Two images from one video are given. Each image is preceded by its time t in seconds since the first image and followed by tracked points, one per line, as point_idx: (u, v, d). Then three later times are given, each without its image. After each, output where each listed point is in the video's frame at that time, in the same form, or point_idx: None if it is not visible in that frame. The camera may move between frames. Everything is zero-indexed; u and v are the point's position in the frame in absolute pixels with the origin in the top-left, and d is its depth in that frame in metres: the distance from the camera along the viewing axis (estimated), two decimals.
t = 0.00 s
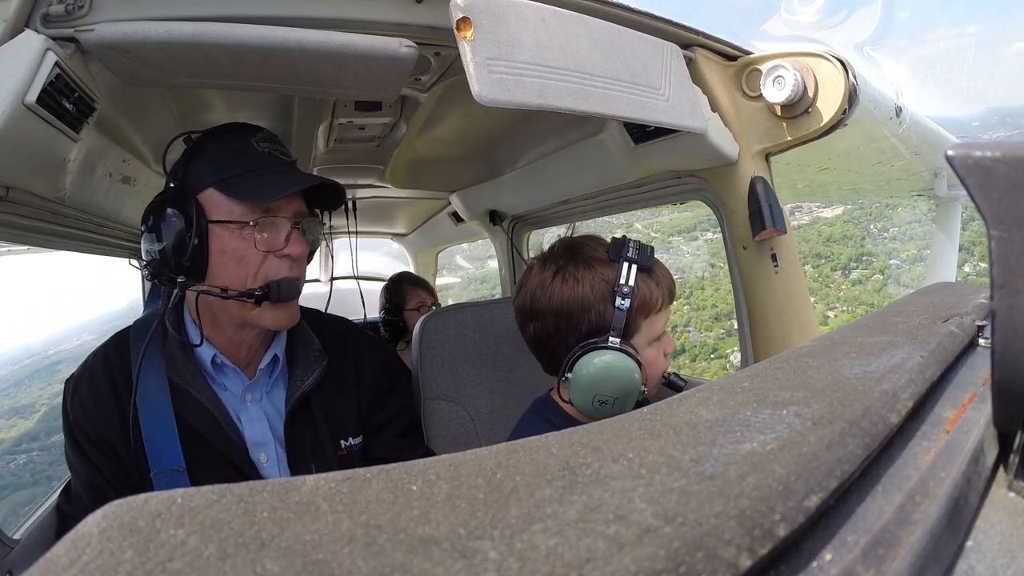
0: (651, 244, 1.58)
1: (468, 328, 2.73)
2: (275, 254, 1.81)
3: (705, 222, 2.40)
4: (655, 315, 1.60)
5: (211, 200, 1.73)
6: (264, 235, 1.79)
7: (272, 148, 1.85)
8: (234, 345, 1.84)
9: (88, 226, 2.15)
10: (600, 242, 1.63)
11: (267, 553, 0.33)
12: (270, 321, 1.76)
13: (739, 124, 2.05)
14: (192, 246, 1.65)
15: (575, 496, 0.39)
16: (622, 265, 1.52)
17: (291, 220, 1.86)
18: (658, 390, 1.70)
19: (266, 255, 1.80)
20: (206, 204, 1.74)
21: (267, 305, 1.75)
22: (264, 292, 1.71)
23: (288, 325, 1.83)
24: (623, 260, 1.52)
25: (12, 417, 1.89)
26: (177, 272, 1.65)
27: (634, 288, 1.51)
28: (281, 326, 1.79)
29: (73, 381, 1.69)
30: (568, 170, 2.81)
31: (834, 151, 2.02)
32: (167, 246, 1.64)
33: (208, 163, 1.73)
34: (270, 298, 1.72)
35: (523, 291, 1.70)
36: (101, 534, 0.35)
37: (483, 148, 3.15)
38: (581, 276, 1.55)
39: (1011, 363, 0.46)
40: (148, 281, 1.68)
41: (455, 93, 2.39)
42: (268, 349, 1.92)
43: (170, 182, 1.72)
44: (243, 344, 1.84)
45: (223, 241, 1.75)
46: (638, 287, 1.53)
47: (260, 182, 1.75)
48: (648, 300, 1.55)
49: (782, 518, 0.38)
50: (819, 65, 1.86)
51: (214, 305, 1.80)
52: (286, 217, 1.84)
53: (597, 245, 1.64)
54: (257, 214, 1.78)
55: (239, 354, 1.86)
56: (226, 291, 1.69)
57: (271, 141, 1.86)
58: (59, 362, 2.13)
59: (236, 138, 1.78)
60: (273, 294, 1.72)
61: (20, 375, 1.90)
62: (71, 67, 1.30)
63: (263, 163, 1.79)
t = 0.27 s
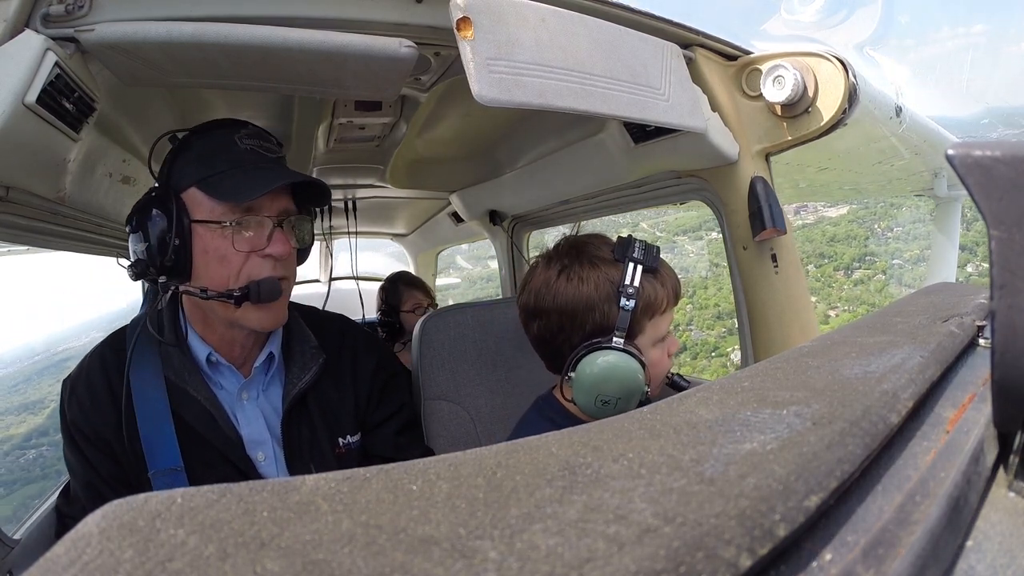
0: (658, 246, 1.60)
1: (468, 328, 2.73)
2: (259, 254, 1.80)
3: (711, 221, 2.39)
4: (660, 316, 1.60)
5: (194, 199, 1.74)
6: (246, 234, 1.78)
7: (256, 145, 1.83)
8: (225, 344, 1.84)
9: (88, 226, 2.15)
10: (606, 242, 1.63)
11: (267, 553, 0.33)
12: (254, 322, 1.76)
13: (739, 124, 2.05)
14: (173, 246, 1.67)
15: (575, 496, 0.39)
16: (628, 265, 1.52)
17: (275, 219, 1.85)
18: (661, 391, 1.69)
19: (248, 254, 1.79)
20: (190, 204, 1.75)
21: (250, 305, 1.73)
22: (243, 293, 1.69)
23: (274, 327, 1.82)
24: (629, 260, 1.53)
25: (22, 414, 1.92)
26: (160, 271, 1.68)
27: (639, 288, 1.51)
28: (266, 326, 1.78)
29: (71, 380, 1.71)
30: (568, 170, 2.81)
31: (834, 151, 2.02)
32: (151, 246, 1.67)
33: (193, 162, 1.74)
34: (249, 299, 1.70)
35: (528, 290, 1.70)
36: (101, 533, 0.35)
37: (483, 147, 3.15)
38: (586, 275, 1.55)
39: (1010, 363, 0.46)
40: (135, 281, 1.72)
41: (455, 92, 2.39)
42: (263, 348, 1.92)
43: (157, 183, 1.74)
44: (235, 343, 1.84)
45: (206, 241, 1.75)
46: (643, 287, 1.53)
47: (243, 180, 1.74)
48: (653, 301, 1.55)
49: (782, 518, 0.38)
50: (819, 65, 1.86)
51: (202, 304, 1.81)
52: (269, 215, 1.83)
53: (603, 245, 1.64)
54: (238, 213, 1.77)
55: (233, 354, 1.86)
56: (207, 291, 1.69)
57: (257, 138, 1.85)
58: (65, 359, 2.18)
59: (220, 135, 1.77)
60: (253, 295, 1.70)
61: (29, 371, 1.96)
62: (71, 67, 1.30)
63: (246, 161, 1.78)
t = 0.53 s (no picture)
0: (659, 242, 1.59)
1: (468, 328, 2.73)
2: (265, 250, 1.81)
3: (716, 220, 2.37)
4: (661, 309, 1.60)
5: (197, 199, 1.74)
6: (252, 232, 1.79)
7: (258, 144, 1.83)
8: (230, 341, 1.84)
9: (88, 226, 2.15)
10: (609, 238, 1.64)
11: (267, 553, 0.33)
12: (264, 316, 1.76)
13: (739, 124, 2.05)
14: (180, 246, 1.66)
15: (575, 496, 0.39)
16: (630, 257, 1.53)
17: (280, 215, 1.86)
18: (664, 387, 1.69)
19: (254, 252, 1.79)
20: (193, 204, 1.74)
21: (258, 301, 1.74)
22: (253, 290, 1.69)
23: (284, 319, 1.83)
24: (630, 253, 1.53)
25: (32, 407, 1.98)
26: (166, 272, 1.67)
27: (641, 280, 1.51)
28: (277, 319, 1.78)
29: (71, 380, 1.71)
30: (568, 170, 2.81)
31: (835, 151, 2.02)
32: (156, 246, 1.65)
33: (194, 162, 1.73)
34: (259, 296, 1.69)
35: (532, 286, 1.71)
36: (101, 533, 0.35)
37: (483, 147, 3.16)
38: (589, 268, 1.56)
39: (1010, 363, 0.46)
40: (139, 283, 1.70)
41: (455, 93, 2.39)
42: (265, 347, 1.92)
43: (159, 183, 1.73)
44: (240, 341, 1.85)
45: (211, 239, 1.75)
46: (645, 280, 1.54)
47: (247, 179, 1.75)
48: (655, 294, 1.55)
49: (782, 518, 0.38)
50: (819, 65, 1.86)
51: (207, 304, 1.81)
52: (274, 213, 1.84)
53: (605, 241, 1.65)
54: (245, 212, 1.78)
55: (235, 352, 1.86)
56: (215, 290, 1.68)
57: (257, 137, 1.85)
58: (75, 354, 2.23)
59: (221, 134, 1.77)
60: (262, 292, 1.70)
61: (39, 366, 2.02)
62: (71, 67, 1.30)
63: (248, 160, 1.79)
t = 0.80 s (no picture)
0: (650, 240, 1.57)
1: (469, 328, 2.73)
2: (267, 249, 1.82)
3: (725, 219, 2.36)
4: (654, 308, 1.60)
5: (199, 199, 1.74)
6: (253, 232, 1.79)
7: (257, 144, 1.83)
8: (229, 342, 1.85)
9: (88, 226, 2.15)
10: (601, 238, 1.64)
11: (267, 553, 0.33)
12: (266, 315, 1.77)
13: (739, 124, 2.05)
14: (183, 246, 1.65)
15: (575, 496, 0.39)
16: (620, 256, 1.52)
17: (281, 215, 1.86)
18: (660, 386, 1.68)
19: (256, 250, 1.80)
20: (194, 204, 1.74)
21: (261, 300, 1.74)
22: (257, 288, 1.70)
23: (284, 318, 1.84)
24: (621, 252, 1.52)
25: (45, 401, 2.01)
26: (169, 272, 1.66)
27: (631, 279, 1.50)
28: (278, 319, 1.79)
29: (70, 381, 1.71)
30: (568, 170, 2.81)
31: (835, 151, 2.02)
32: (157, 247, 1.63)
33: (194, 162, 1.73)
34: (263, 294, 1.71)
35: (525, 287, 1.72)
36: (101, 533, 0.35)
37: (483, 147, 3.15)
38: (579, 269, 1.57)
39: (1010, 363, 0.46)
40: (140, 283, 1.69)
41: (455, 92, 2.39)
42: (262, 348, 1.92)
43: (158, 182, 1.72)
44: (238, 342, 1.85)
45: (214, 239, 1.75)
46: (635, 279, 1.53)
47: (248, 179, 1.76)
48: (646, 292, 1.55)
49: (782, 518, 0.38)
50: (819, 65, 1.86)
51: (207, 303, 1.81)
52: (274, 212, 1.85)
53: (596, 241, 1.65)
54: (247, 211, 1.78)
55: (233, 352, 1.87)
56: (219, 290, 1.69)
57: (256, 137, 1.85)
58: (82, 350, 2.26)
59: (220, 135, 1.77)
60: (266, 289, 1.72)
61: (50, 361, 2.08)
62: (71, 67, 1.30)
63: (249, 160, 1.79)
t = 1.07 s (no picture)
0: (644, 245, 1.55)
1: (469, 328, 2.74)
2: (268, 250, 1.82)
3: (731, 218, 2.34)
4: (647, 315, 1.60)
5: (199, 201, 1.73)
6: (254, 233, 1.80)
7: (256, 145, 1.84)
8: (230, 343, 1.86)
9: (88, 226, 2.15)
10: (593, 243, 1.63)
11: (267, 553, 0.33)
12: (267, 316, 1.77)
13: (739, 124, 2.06)
14: (184, 249, 1.65)
15: (575, 496, 0.39)
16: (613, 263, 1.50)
17: (281, 216, 1.87)
18: (655, 392, 1.69)
19: (258, 251, 1.80)
20: (194, 206, 1.74)
21: (263, 300, 1.75)
22: (260, 289, 1.71)
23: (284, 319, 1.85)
24: (613, 259, 1.51)
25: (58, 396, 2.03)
26: (170, 275, 1.65)
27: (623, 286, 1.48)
28: (279, 319, 1.80)
29: (71, 381, 1.72)
30: (568, 170, 2.81)
31: (835, 151, 2.02)
32: (159, 249, 1.63)
33: (195, 164, 1.73)
34: (266, 294, 1.72)
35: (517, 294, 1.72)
36: (101, 533, 0.35)
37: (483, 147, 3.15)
38: (570, 277, 1.56)
39: (1011, 363, 0.46)
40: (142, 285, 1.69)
41: (456, 93, 2.39)
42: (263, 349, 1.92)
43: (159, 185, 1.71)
44: (240, 343, 1.86)
45: (215, 240, 1.75)
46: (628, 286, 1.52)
47: (249, 179, 1.76)
48: (639, 300, 1.54)
49: (782, 518, 0.38)
50: (820, 65, 1.86)
51: (209, 305, 1.81)
52: (275, 212, 1.85)
53: (588, 246, 1.64)
54: (247, 211, 1.78)
55: (234, 353, 1.88)
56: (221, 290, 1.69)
57: (255, 138, 1.86)
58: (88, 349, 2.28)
59: (220, 136, 1.78)
60: (268, 290, 1.72)
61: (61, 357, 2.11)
62: (71, 67, 1.30)
63: (250, 162, 1.80)
